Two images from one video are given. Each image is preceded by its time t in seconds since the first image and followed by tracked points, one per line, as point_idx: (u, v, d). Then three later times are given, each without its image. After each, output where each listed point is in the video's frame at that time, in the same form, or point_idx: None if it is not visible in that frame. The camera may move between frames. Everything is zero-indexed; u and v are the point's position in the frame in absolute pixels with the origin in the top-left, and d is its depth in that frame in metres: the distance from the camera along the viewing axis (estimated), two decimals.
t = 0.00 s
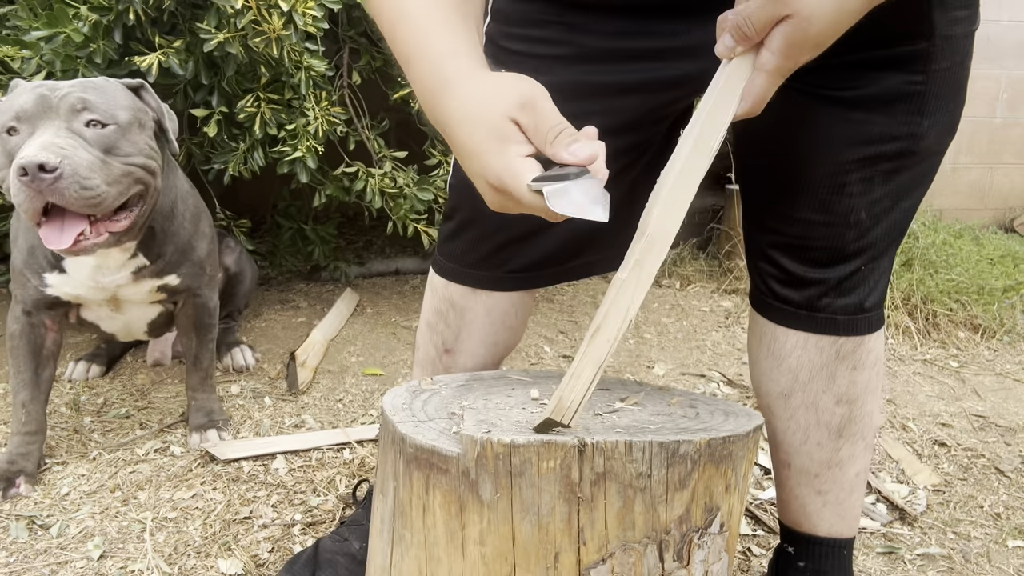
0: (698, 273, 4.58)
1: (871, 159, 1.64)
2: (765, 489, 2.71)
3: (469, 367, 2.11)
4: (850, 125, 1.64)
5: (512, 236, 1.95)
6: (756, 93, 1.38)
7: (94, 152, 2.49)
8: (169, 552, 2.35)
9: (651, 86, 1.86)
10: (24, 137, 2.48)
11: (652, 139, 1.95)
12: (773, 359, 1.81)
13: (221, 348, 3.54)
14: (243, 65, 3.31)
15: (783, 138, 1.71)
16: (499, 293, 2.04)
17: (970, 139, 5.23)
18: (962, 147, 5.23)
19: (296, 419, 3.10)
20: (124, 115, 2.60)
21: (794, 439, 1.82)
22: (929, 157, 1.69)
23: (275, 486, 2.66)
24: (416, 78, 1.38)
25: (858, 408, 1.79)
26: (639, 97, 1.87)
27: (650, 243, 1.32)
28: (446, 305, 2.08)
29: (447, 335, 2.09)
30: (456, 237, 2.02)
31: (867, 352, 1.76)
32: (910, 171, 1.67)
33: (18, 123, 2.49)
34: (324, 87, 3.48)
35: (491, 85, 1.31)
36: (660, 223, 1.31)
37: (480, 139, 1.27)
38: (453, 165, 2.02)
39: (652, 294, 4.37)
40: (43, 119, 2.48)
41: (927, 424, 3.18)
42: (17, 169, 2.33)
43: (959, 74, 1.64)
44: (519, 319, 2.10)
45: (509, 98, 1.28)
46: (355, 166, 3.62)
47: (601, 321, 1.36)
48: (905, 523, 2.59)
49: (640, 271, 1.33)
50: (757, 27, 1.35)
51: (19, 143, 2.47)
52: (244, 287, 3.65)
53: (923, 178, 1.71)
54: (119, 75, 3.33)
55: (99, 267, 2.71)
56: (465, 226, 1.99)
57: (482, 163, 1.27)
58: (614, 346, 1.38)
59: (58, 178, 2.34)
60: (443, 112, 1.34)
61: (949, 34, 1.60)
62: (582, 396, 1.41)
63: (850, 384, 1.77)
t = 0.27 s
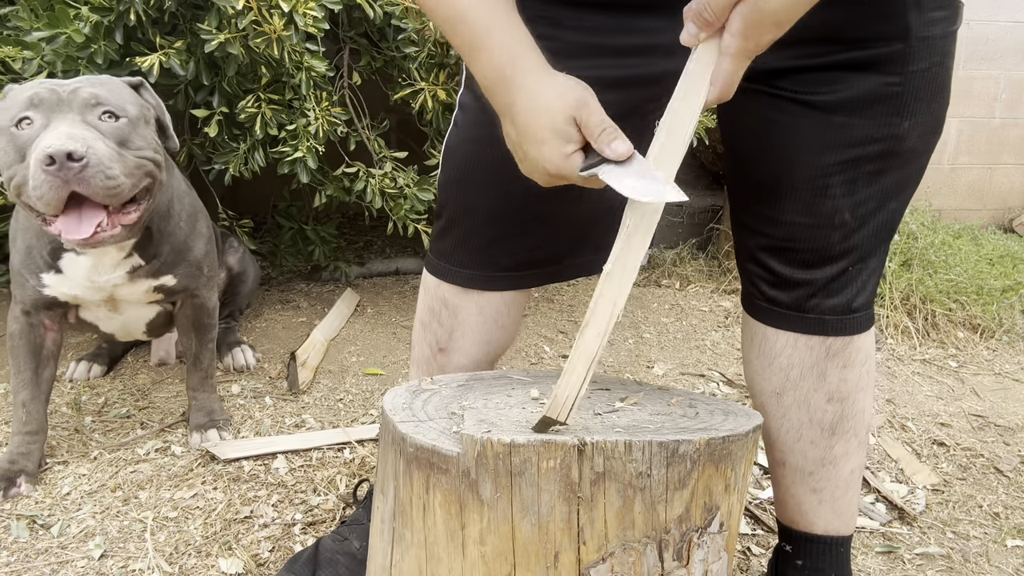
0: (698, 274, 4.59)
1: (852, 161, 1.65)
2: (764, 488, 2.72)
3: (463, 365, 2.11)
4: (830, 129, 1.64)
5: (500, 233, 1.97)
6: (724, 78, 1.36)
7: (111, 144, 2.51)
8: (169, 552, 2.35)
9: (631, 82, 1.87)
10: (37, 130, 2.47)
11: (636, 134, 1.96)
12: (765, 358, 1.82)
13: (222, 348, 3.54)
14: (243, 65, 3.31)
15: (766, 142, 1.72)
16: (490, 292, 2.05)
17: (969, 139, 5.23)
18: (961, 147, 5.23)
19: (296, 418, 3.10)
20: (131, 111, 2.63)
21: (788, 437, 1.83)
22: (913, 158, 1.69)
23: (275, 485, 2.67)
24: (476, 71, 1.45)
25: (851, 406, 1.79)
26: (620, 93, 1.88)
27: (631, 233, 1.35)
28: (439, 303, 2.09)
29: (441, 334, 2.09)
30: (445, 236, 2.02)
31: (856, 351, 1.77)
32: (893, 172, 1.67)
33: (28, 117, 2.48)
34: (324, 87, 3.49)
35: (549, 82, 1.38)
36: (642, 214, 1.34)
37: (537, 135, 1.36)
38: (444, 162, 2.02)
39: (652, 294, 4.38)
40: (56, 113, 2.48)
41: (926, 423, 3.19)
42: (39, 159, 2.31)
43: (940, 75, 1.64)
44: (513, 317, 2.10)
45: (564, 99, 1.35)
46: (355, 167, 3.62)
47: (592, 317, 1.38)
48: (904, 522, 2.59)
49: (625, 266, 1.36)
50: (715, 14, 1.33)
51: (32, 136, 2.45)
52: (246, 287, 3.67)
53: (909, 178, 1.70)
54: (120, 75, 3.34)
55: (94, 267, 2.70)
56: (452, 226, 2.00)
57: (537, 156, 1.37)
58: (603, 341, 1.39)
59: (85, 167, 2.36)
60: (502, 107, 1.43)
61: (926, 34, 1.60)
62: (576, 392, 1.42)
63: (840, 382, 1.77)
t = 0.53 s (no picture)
0: (698, 274, 4.59)
1: (850, 159, 1.65)
2: (764, 488, 2.72)
3: (462, 364, 2.12)
4: (827, 127, 1.64)
5: (498, 232, 1.98)
6: (707, 76, 1.38)
7: (138, 142, 2.57)
8: (169, 552, 2.35)
9: (624, 80, 1.88)
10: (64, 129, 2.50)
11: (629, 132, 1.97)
12: (765, 358, 1.82)
13: (222, 348, 3.54)
14: (243, 65, 3.32)
15: (764, 142, 1.72)
16: (489, 290, 2.05)
17: (969, 139, 5.24)
18: (961, 147, 5.23)
19: (296, 418, 3.10)
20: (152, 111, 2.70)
21: (788, 437, 1.83)
22: (912, 156, 1.69)
23: (275, 485, 2.67)
24: (458, 119, 1.48)
25: (850, 406, 1.79)
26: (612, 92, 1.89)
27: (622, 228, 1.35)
28: (437, 302, 2.09)
29: (440, 333, 2.10)
30: (444, 235, 2.03)
31: (857, 351, 1.77)
32: (892, 171, 1.68)
33: (53, 116, 2.51)
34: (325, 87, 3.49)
35: (528, 143, 1.42)
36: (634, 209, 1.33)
37: (510, 189, 1.39)
38: (442, 161, 2.02)
39: (652, 294, 4.38)
40: (83, 111, 2.53)
41: (926, 423, 3.19)
42: (78, 155, 2.36)
43: (936, 73, 1.64)
44: (512, 316, 2.10)
45: (543, 160, 1.40)
46: (356, 167, 3.63)
47: (586, 313, 1.38)
48: (904, 522, 2.60)
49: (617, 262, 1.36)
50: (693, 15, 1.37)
51: (61, 134, 2.49)
52: (246, 286, 3.67)
53: (908, 177, 1.71)
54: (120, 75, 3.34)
55: (94, 266, 2.70)
56: (449, 224, 2.01)
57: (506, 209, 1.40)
58: (599, 336, 1.40)
59: (124, 164, 2.42)
60: (479, 155, 1.46)
61: (920, 33, 1.61)
62: (571, 391, 1.43)
63: (841, 382, 1.78)
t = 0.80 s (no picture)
0: (698, 273, 4.59)
1: (849, 159, 1.65)
2: (764, 488, 2.72)
3: (463, 364, 2.12)
4: (826, 127, 1.64)
5: (499, 232, 1.97)
6: (709, 76, 1.36)
7: (164, 144, 2.60)
8: (169, 552, 2.35)
9: (624, 80, 1.88)
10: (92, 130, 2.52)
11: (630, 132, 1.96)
12: (766, 358, 1.82)
13: (222, 348, 3.54)
14: (243, 66, 3.32)
15: (763, 142, 1.72)
16: (489, 289, 2.05)
17: (969, 139, 5.23)
18: (961, 147, 5.23)
19: (296, 418, 3.10)
20: (172, 116, 2.73)
21: (788, 437, 1.83)
22: (910, 157, 1.69)
23: (275, 485, 2.67)
24: (477, 88, 1.44)
25: (851, 406, 1.79)
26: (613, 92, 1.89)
27: (622, 229, 1.35)
28: (438, 302, 2.09)
29: (441, 332, 2.10)
30: (445, 234, 2.03)
31: (857, 351, 1.77)
32: (891, 171, 1.68)
33: (80, 118, 2.52)
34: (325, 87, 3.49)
35: (554, 93, 1.39)
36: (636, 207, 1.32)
37: (545, 141, 1.36)
38: (443, 160, 2.02)
39: (652, 294, 4.38)
40: (110, 113, 2.54)
41: (926, 423, 3.19)
42: (113, 158, 2.38)
43: (933, 74, 1.64)
44: (512, 315, 2.10)
45: (571, 106, 1.37)
46: (356, 167, 3.63)
47: (588, 313, 1.38)
48: (904, 522, 2.60)
49: (620, 261, 1.36)
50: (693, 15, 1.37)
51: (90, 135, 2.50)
52: (243, 285, 3.66)
53: (907, 178, 1.71)
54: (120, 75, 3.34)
55: (98, 264, 2.72)
56: (450, 224, 2.01)
57: (544, 163, 1.37)
58: (599, 336, 1.39)
59: (157, 166, 2.44)
60: (506, 120, 1.43)
61: (918, 33, 1.61)
62: (572, 391, 1.43)
63: (841, 382, 1.78)
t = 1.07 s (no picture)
0: (698, 274, 4.59)
1: (851, 157, 1.65)
2: (764, 488, 2.72)
3: (462, 364, 2.12)
4: (828, 125, 1.64)
5: (499, 233, 1.97)
6: (713, 75, 1.36)
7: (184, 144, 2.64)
8: (169, 552, 2.35)
9: (627, 81, 1.87)
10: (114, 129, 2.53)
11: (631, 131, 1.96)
12: (768, 357, 1.82)
13: (222, 348, 3.54)
14: (243, 66, 3.32)
15: (765, 140, 1.72)
16: (489, 289, 2.05)
17: (969, 139, 5.24)
18: (961, 147, 5.23)
19: (296, 418, 3.10)
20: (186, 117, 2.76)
21: (788, 436, 1.83)
22: (911, 157, 1.69)
23: (275, 485, 2.67)
24: (476, 70, 1.44)
25: (850, 406, 1.79)
26: (617, 93, 1.88)
27: (624, 230, 1.36)
28: (438, 301, 2.09)
29: (441, 332, 2.10)
30: (445, 234, 2.03)
31: (859, 350, 1.77)
32: (891, 171, 1.68)
33: (101, 117, 2.53)
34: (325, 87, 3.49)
35: (554, 87, 1.39)
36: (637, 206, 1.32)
37: (542, 129, 1.36)
38: (444, 160, 2.02)
39: (652, 294, 4.39)
40: (131, 113, 2.56)
41: (926, 423, 3.19)
42: (140, 156, 2.41)
43: (934, 74, 1.64)
44: (512, 315, 2.10)
45: (574, 98, 1.37)
46: (356, 167, 3.63)
47: (587, 313, 1.38)
48: (904, 522, 2.60)
49: (620, 262, 1.36)
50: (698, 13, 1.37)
51: (113, 134, 2.51)
52: (242, 285, 3.66)
53: (907, 177, 1.71)
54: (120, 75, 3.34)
55: (104, 263, 2.74)
56: (451, 224, 2.01)
57: (540, 151, 1.36)
58: (599, 336, 1.40)
59: (183, 166, 2.48)
60: (502, 104, 1.43)
61: (920, 33, 1.61)
62: (571, 390, 1.43)
63: (842, 382, 1.77)
